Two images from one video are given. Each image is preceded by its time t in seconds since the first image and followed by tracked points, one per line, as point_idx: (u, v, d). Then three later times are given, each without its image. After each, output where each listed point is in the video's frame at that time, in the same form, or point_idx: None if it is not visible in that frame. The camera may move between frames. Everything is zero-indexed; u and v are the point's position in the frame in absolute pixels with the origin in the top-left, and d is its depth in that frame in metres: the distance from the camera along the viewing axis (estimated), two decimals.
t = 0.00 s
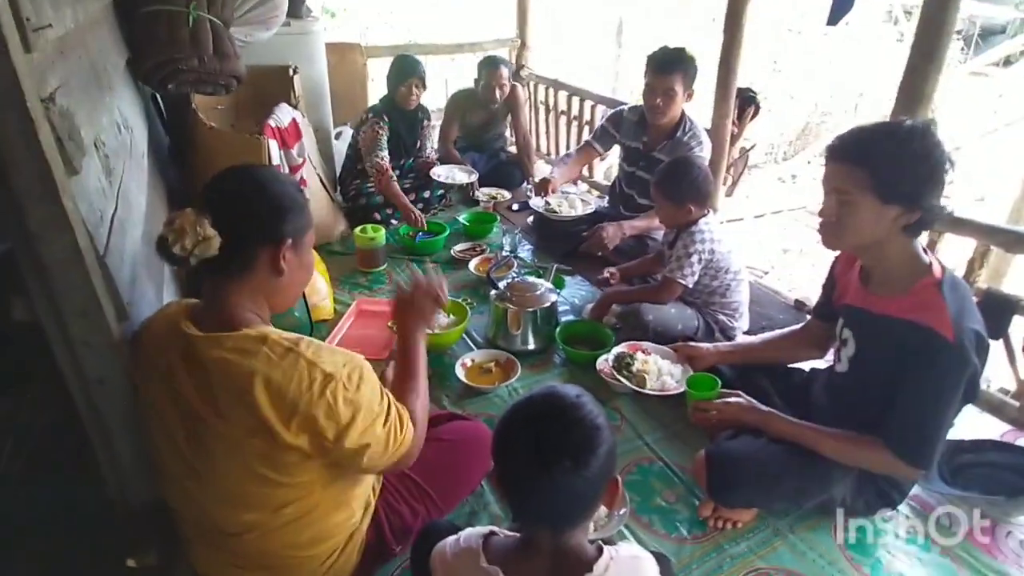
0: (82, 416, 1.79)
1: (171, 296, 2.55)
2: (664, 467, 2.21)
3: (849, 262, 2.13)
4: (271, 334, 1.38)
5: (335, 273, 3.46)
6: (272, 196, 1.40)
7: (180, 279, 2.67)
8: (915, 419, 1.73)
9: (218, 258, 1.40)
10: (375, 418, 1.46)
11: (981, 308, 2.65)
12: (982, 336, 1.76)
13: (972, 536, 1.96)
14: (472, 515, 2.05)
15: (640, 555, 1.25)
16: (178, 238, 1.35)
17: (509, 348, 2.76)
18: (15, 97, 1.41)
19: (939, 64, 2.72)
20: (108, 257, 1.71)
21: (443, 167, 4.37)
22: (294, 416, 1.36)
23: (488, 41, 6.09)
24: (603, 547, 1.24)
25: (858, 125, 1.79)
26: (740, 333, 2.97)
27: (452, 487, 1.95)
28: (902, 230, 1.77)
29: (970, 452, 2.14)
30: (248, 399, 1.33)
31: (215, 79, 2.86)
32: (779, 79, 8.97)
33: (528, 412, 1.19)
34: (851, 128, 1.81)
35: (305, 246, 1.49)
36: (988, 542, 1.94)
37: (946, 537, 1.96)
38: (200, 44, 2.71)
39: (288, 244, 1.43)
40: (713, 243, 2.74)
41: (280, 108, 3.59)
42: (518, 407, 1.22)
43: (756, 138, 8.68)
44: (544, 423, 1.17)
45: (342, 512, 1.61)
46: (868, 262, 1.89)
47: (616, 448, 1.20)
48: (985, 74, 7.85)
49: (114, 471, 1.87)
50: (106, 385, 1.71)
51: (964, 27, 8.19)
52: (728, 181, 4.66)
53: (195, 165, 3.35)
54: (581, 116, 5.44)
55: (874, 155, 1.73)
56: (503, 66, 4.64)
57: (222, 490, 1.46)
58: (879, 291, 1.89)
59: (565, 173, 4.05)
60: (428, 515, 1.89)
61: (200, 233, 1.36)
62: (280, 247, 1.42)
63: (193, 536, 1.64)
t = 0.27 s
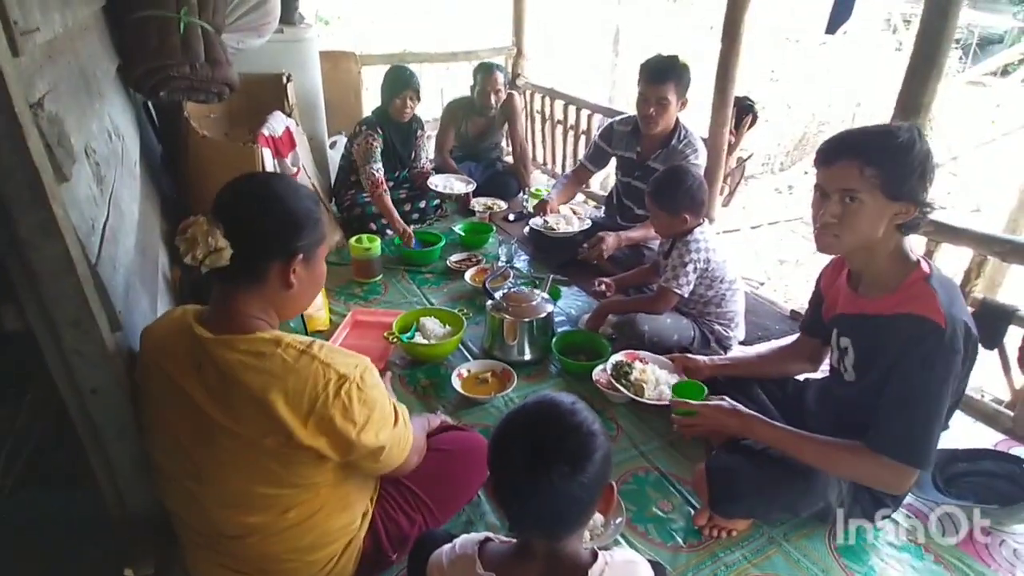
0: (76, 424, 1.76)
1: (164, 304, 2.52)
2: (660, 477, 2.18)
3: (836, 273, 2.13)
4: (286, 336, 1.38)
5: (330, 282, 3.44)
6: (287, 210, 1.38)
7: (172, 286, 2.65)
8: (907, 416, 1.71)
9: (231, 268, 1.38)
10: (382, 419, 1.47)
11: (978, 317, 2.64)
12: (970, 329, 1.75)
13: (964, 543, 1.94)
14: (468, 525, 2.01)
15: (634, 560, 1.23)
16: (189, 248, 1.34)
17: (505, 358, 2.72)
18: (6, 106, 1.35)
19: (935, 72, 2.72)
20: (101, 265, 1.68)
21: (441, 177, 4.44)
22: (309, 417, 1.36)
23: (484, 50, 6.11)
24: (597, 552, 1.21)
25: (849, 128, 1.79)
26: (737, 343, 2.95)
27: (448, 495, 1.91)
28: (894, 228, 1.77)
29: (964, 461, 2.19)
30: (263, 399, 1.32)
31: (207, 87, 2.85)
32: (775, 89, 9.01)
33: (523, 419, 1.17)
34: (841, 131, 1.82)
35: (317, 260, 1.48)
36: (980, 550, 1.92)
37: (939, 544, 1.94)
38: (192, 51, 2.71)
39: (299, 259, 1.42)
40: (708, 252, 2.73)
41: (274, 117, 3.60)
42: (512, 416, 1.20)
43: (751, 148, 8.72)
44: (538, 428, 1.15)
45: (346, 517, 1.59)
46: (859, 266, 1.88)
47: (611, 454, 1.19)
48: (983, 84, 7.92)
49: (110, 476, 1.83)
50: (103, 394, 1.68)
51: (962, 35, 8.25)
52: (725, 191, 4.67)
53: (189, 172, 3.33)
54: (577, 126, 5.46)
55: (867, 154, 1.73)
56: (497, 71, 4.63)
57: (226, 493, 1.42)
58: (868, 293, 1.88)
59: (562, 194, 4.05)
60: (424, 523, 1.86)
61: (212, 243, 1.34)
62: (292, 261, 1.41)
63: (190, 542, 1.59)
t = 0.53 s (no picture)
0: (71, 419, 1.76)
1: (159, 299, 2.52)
2: (655, 471, 2.19)
3: (821, 268, 2.14)
4: (284, 329, 1.38)
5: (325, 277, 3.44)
6: (289, 207, 1.38)
7: (167, 282, 2.64)
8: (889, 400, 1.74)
9: (231, 263, 1.38)
10: (379, 413, 1.48)
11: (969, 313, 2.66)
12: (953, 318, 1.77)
13: (955, 537, 1.96)
14: (462, 519, 2.03)
15: (628, 551, 1.24)
16: (189, 243, 1.34)
17: (500, 353, 2.74)
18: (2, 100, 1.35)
19: (928, 70, 2.74)
20: (96, 260, 1.68)
21: (434, 175, 4.43)
22: (305, 410, 1.36)
23: (479, 45, 6.10)
24: (592, 544, 1.22)
25: (838, 120, 1.82)
26: (731, 339, 2.97)
27: (444, 489, 1.92)
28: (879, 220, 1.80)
29: (956, 456, 2.22)
30: (261, 391, 1.33)
31: (202, 82, 2.83)
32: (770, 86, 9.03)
33: (521, 412, 1.19)
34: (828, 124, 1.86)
35: (318, 257, 1.48)
36: (970, 543, 1.94)
37: (931, 538, 1.96)
38: (186, 45, 2.70)
39: (299, 257, 1.42)
40: (702, 248, 2.74)
41: (269, 112, 3.59)
42: (510, 408, 1.21)
43: (746, 145, 8.74)
44: (537, 421, 1.17)
45: (341, 510, 1.60)
46: (846, 255, 1.91)
47: (607, 448, 1.20)
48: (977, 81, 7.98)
49: (103, 474, 1.84)
50: (98, 389, 1.68)
51: (959, 33, 8.24)
52: (720, 187, 4.68)
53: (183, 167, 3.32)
54: (572, 122, 5.46)
55: (853, 142, 1.76)
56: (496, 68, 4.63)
57: (222, 484, 1.43)
58: (854, 280, 1.89)
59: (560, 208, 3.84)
60: (418, 517, 1.87)
61: (212, 239, 1.34)
62: (292, 259, 1.41)
63: (186, 532, 1.60)
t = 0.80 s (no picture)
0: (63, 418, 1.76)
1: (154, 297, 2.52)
2: (652, 465, 2.21)
3: (814, 262, 2.14)
4: (273, 332, 1.38)
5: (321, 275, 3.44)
6: (277, 207, 1.38)
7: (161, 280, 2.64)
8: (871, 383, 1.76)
9: (219, 265, 1.38)
10: (371, 413, 1.49)
11: (960, 305, 2.68)
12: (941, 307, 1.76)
13: (948, 526, 1.98)
14: (461, 515, 2.04)
15: (625, 543, 1.24)
16: (174, 248, 1.35)
17: (498, 349, 2.74)
18: None
19: (919, 64, 2.75)
20: (88, 259, 1.68)
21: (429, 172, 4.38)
22: (297, 413, 1.37)
23: (474, 42, 6.10)
24: (589, 538, 1.23)
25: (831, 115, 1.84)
26: (727, 332, 2.98)
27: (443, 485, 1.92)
28: (851, 216, 1.82)
29: (949, 446, 2.24)
30: (251, 395, 1.33)
31: (196, 79, 2.83)
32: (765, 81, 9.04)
33: (519, 407, 1.19)
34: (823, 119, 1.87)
35: (307, 257, 1.48)
36: (963, 533, 1.96)
37: (925, 527, 1.98)
38: (181, 42, 2.68)
39: (288, 258, 1.42)
40: (697, 242, 2.75)
41: (263, 109, 3.58)
42: (508, 403, 1.22)
43: (741, 140, 8.76)
44: (535, 416, 1.17)
45: (335, 512, 1.61)
46: (835, 247, 1.92)
47: (604, 442, 1.21)
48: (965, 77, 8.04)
49: (96, 472, 1.85)
50: (88, 390, 1.69)
51: (942, 30, 8.37)
52: (714, 182, 4.70)
53: (177, 166, 3.32)
54: (567, 118, 5.47)
55: (834, 138, 1.79)
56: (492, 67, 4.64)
57: (214, 489, 1.43)
58: (844, 272, 1.91)
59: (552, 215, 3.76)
60: (417, 514, 1.89)
61: (198, 242, 1.35)
62: (281, 259, 1.41)
63: (180, 538, 1.60)
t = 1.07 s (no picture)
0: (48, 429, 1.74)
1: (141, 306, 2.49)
2: (643, 466, 2.20)
3: (800, 260, 2.14)
4: (256, 340, 1.37)
5: (309, 280, 3.42)
6: (256, 214, 1.37)
7: (148, 289, 2.61)
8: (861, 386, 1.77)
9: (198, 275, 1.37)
10: (358, 420, 1.47)
11: (945, 304, 2.70)
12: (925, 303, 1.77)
13: (936, 522, 1.99)
14: (451, 521, 2.03)
15: (616, 548, 1.23)
16: (151, 259, 1.34)
17: (487, 353, 2.74)
18: None
19: (900, 65, 2.78)
20: (74, 268, 1.66)
21: (417, 175, 4.35)
22: (281, 422, 1.35)
23: (459, 46, 6.10)
24: (579, 543, 1.22)
25: (810, 116, 1.85)
26: (716, 332, 2.99)
27: (433, 490, 1.92)
28: (833, 217, 1.83)
29: (936, 443, 2.25)
30: (233, 405, 1.31)
31: (182, 87, 2.81)
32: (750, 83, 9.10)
33: (509, 412, 1.18)
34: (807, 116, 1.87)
35: (287, 263, 1.47)
36: (952, 529, 1.97)
37: (915, 524, 1.99)
38: (166, 50, 2.67)
39: (268, 265, 1.41)
40: (685, 243, 2.75)
41: (251, 115, 3.56)
42: (498, 407, 1.21)
43: (727, 141, 8.81)
44: (525, 421, 1.16)
45: (322, 521, 1.59)
46: (820, 247, 1.92)
47: (594, 446, 1.20)
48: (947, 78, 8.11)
49: (83, 484, 1.82)
50: (72, 400, 1.66)
51: (925, 30, 8.54)
52: (700, 184, 4.72)
53: (163, 172, 3.29)
54: (554, 121, 5.48)
55: (808, 141, 1.80)
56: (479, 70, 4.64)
57: (198, 501, 1.41)
58: (828, 271, 1.92)
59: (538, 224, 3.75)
60: (407, 520, 1.88)
61: (175, 253, 1.33)
62: (262, 267, 1.40)
63: (166, 550, 1.58)
